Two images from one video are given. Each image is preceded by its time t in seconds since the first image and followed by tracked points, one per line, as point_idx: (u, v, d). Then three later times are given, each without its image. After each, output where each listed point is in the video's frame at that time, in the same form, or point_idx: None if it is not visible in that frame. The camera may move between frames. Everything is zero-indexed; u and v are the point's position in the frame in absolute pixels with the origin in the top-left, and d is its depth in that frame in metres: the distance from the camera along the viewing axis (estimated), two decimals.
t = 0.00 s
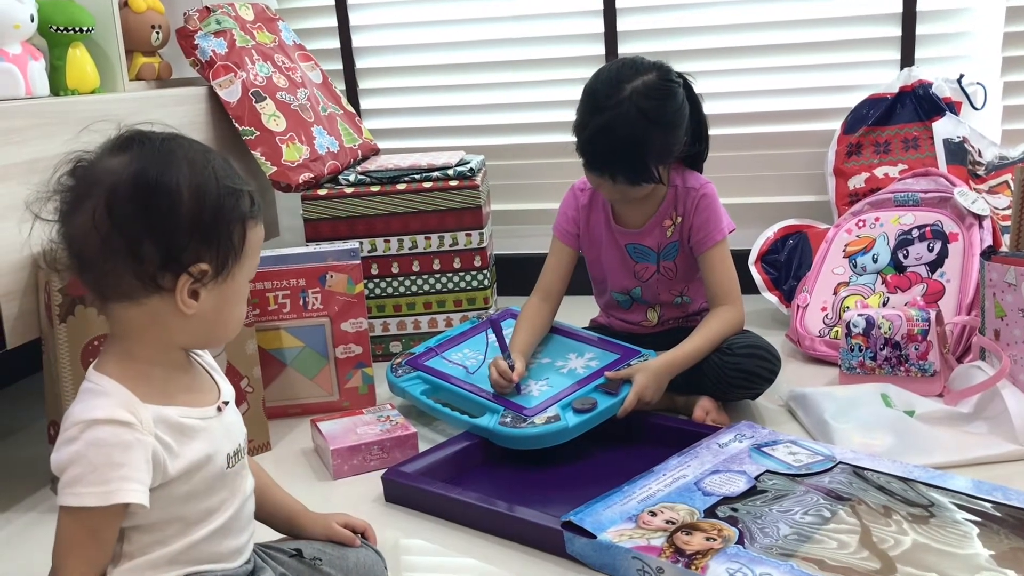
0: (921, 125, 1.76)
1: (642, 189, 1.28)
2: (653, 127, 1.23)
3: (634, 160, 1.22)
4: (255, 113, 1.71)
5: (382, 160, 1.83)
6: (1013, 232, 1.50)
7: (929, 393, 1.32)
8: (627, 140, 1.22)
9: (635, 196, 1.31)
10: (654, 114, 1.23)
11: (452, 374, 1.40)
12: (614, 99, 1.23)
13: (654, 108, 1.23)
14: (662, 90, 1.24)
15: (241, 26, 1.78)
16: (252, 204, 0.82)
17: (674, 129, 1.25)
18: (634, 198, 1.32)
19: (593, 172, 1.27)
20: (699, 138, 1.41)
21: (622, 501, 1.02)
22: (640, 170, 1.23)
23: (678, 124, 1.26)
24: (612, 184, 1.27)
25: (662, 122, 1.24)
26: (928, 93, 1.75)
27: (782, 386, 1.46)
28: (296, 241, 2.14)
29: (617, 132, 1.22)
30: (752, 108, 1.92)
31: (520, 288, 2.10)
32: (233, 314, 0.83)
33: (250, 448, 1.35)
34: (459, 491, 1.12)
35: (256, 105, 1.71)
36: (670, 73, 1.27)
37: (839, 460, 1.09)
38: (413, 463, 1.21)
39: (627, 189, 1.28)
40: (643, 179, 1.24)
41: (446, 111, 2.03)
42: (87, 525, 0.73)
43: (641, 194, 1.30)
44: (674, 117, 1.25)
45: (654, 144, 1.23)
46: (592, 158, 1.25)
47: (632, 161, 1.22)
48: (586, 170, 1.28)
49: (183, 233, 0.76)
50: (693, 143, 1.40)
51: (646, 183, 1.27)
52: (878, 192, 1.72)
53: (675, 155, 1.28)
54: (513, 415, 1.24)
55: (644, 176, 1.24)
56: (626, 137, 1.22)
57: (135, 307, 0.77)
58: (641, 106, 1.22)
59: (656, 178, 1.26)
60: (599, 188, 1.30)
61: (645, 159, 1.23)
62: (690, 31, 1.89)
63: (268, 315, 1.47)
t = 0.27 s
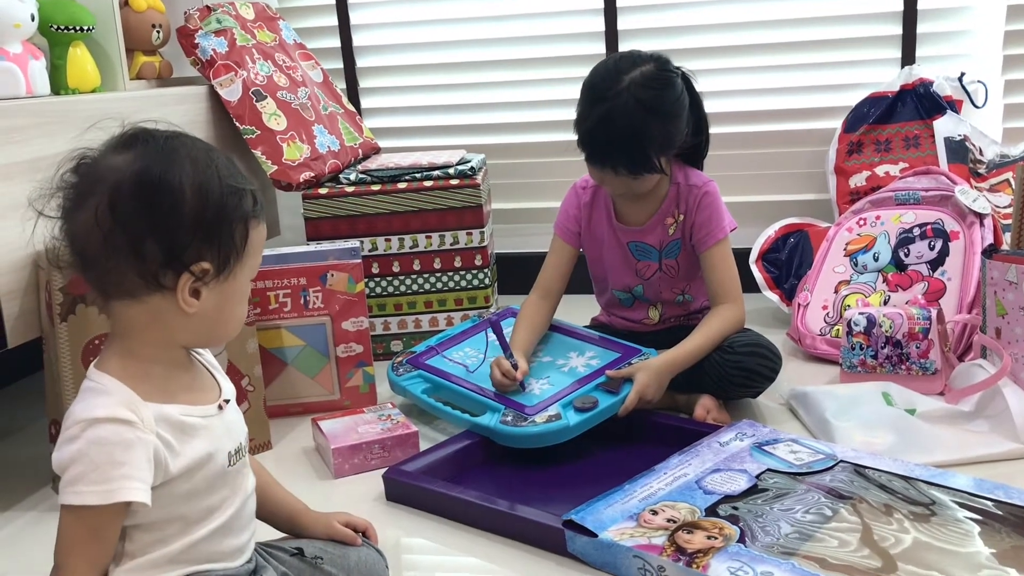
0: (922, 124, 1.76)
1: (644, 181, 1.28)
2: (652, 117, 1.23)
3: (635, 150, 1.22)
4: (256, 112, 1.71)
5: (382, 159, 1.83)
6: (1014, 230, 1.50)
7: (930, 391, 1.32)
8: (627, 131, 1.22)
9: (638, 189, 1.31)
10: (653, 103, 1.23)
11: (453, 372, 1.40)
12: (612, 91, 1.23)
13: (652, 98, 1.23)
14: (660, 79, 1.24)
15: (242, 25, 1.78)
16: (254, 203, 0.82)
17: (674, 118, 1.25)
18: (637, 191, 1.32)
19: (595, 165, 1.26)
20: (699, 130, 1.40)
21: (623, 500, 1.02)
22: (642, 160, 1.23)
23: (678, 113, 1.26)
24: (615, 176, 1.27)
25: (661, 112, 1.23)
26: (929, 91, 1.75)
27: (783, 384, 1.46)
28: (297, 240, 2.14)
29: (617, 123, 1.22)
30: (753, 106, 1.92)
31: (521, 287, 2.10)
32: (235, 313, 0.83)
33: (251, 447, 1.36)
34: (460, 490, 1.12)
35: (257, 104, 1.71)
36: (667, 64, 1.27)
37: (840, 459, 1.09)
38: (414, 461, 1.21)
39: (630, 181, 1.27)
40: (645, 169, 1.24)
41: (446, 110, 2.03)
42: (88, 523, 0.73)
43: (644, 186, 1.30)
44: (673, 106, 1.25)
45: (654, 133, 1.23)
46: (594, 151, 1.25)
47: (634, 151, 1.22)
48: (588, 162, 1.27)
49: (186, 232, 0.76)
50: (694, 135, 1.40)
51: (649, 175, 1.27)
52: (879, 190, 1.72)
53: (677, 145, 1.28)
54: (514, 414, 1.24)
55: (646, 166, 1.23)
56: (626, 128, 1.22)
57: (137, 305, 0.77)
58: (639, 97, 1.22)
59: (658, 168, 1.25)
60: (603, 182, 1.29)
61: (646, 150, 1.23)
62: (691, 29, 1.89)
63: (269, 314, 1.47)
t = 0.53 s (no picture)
0: (923, 122, 1.75)
1: (645, 176, 1.28)
2: (650, 110, 1.23)
3: (634, 144, 1.22)
4: (256, 112, 1.71)
5: (383, 158, 1.83)
6: (1015, 229, 1.50)
7: (931, 390, 1.32)
8: (625, 125, 1.21)
9: (639, 187, 1.31)
10: (650, 97, 1.23)
11: (455, 372, 1.40)
12: (609, 86, 1.23)
13: (649, 92, 1.23)
14: (657, 73, 1.24)
15: (243, 24, 1.78)
16: (256, 201, 0.82)
17: (673, 112, 1.25)
18: (639, 189, 1.32)
19: (595, 161, 1.26)
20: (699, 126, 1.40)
21: (624, 499, 1.02)
22: (641, 154, 1.23)
23: (677, 106, 1.25)
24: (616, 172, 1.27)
25: (659, 105, 1.23)
26: (930, 89, 1.74)
27: (784, 384, 1.46)
28: (298, 240, 2.14)
29: (614, 117, 1.22)
30: (754, 105, 1.91)
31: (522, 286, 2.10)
32: (237, 311, 0.83)
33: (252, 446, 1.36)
34: (462, 489, 1.12)
35: (257, 103, 1.71)
36: (664, 58, 1.28)
37: (842, 458, 1.09)
38: (415, 461, 1.21)
39: (631, 176, 1.27)
40: (645, 163, 1.24)
41: (447, 109, 2.03)
42: (90, 522, 0.73)
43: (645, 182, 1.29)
44: (671, 99, 1.25)
45: (653, 127, 1.23)
46: (593, 147, 1.24)
47: (633, 146, 1.22)
48: (586, 158, 1.27)
49: (187, 231, 0.75)
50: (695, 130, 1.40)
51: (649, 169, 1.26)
52: (880, 189, 1.72)
53: (677, 140, 1.27)
54: (516, 413, 1.24)
55: (646, 159, 1.23)
56: (624, 122, 1.21)
57: (139, 303, 0.77)
58: (636, 90, 1.22)
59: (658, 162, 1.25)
60: (604, 178, 1.29)
61: (645, 143, 1.22)
62: (692, 28, 1.89)
63: (270, 313, 1.48)
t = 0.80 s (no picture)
0: (924, 121, 1.75)
1: (647, 170, 1.28)
2: (650, 102, 1.23)
3: (635, 137, 1.22)
4: (257, 112, 1.71)
5: (384, 158, 1.83)
6: (1016, 228, 1.50)
7: (932, 389, 1.32)
8: (625, 117, 1.21)
9: (641, 183, 1.30)
10: (650, 89, 1.23)
11: (456, 371, 1.40)
12: (608, 80, 1.24)
13: (648, 84, 1.23)
14: (654, 65, 1.25)
15: (244, 24, 1.78)
16: (271, 198, 0.81)
17: (673, 104, 1.25)
18: (641, 185, 1.31)
19: (596, 156, 1.26)
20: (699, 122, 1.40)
21: (625, 498, 1.02)
22: (642, 147, 1.23)
23: (677, 98, 1.26)
24: (617, 167, 1.26)
25: (659, 97, 1.23)
26: (931, 89, 1.74)
27: (785, 383, 1.46)
28: (299, 239, 2.14)
29: (613, 110, 1.22)
30: (755, 105, 1.91)
31: (522, 285, 2.10)
32: (256, 308, 0.83)
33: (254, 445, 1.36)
34: (463, 488, 1.13)
35: (259, 103, 1.71)
36: (661, 52, 1.28)
37: (842, 457, 1.09)
38: (417, 460, 1.21)
39: (633, 170, 1.27)
40: (646, 156, 1.24)
41: (448, 109, 2.03)
42: (94, 509, 0.73)
43: (647, 178, 1.29)
44: (670, 91, 1.25)
45: (653, 119, 1.22)
46: (594, 142, 1.24)
47: (633, 138, 1.22)
48: (587, 153, 1.27)
49: (204, 230, 0.75)
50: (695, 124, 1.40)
51: (650, 163, 1.26)
52: (881, 188, 1.72)
53: (678, 133, 1.27)
54: (517, 412, 1.24)
55: (647, 152, 1.23)
56: (624, 115, 1.21)
57: (159, 303, 0.78)
58: (635, 83, 1.23)
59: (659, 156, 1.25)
60: (605, 175, 1.29)
61: (646, 136, 1.22)
62: (692, 28, 1.89)
63: (271, 313, 1.48)
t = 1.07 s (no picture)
0: (924, 121, 1.75)
1: (647, 172, 1.27)
2: (652, 104, 1.22)
3: (637, 139, 1.22)
4: (257, 110, 1.70)
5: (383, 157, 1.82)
6: (1016, 228, 1.50)
7: (932, 389, 1.32)
8: (628, 119, 1.21)
9: (641, 184, 1.30)
10: (652, 91, 1.23)
11: (455, 370, 1.40)
12: (611, 82, 1.23)
13: (651, 86, 1.23)
14: (658, 67, 1.24)
15: (243, 23, 1.77)
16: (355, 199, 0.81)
17: (675, 106, 1.25)
18: (642, 186, 1.31)
19: (596, 157, 1.26)
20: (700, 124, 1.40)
21: (625, 498, 1.02)
22: (643, 149, 1.22)
23: (679, 101, 1.25)
24: (618, 169, 1.26)
25: (661, 99, 1.23)
26: (931, 89, 1.74)
27: (785, 382, 1.45)
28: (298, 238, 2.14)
29: (615, 111, 1.22)
30: (755, 104, 1.91)
31: (521, 283, 2.10)
32: (342, 305, 0.83)
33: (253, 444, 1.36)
34: (462, 487, 1.12)
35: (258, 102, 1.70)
36: (664, 54, 1.28)
37: (842, 457, 1.09)
38: (416, 459, 1.21)
39: (633, 172, 1.27)
40: (647, 158, 1.23)
41: (448, 108, 2.03)
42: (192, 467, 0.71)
43: (646, 179, 1.29)
44: (673, 94, 1.25)
45: (656, 121, 1.22)
46: (595, 143, 1.24)
47: (633, 140, 1.22)
48: (587, 154, 1.27)
49: (300, 232, 0.75)
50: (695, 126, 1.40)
51: (651, 165, 1.26)
52: (880, 188, 1.72)
53: (679, 135, 1.27)
54: (516, 412, 1.24)
55: (648, 154, 1.23)
56: (627, 117, 1.21)
57: (255, 302, 0.78)
58: (638, 85, 1.22)
59: (659, 158, 1.25)
60: (605, 175, 1.29)
61: (648, 138, 1.22)
62: (692, 27, 1.89)
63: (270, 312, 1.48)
